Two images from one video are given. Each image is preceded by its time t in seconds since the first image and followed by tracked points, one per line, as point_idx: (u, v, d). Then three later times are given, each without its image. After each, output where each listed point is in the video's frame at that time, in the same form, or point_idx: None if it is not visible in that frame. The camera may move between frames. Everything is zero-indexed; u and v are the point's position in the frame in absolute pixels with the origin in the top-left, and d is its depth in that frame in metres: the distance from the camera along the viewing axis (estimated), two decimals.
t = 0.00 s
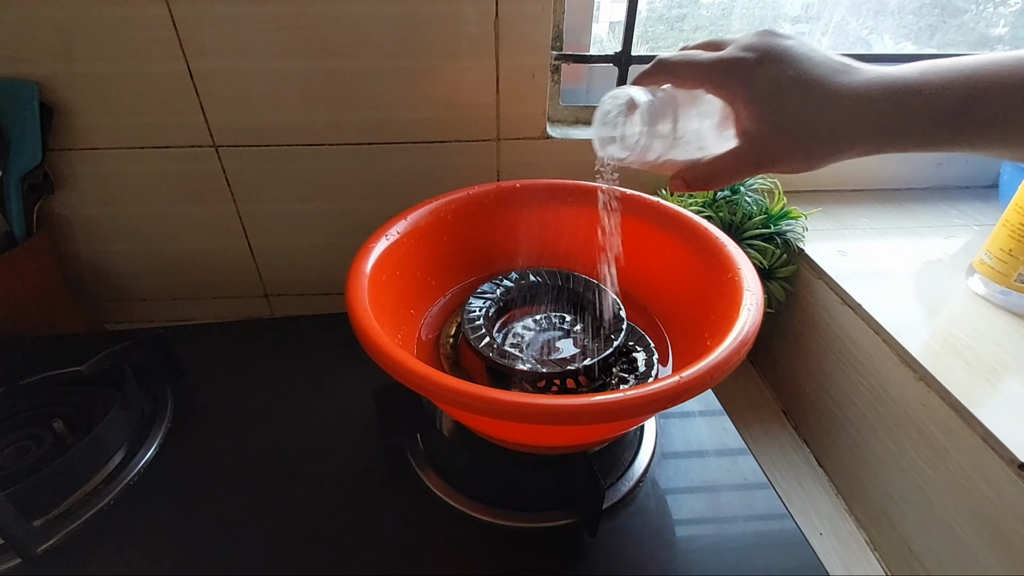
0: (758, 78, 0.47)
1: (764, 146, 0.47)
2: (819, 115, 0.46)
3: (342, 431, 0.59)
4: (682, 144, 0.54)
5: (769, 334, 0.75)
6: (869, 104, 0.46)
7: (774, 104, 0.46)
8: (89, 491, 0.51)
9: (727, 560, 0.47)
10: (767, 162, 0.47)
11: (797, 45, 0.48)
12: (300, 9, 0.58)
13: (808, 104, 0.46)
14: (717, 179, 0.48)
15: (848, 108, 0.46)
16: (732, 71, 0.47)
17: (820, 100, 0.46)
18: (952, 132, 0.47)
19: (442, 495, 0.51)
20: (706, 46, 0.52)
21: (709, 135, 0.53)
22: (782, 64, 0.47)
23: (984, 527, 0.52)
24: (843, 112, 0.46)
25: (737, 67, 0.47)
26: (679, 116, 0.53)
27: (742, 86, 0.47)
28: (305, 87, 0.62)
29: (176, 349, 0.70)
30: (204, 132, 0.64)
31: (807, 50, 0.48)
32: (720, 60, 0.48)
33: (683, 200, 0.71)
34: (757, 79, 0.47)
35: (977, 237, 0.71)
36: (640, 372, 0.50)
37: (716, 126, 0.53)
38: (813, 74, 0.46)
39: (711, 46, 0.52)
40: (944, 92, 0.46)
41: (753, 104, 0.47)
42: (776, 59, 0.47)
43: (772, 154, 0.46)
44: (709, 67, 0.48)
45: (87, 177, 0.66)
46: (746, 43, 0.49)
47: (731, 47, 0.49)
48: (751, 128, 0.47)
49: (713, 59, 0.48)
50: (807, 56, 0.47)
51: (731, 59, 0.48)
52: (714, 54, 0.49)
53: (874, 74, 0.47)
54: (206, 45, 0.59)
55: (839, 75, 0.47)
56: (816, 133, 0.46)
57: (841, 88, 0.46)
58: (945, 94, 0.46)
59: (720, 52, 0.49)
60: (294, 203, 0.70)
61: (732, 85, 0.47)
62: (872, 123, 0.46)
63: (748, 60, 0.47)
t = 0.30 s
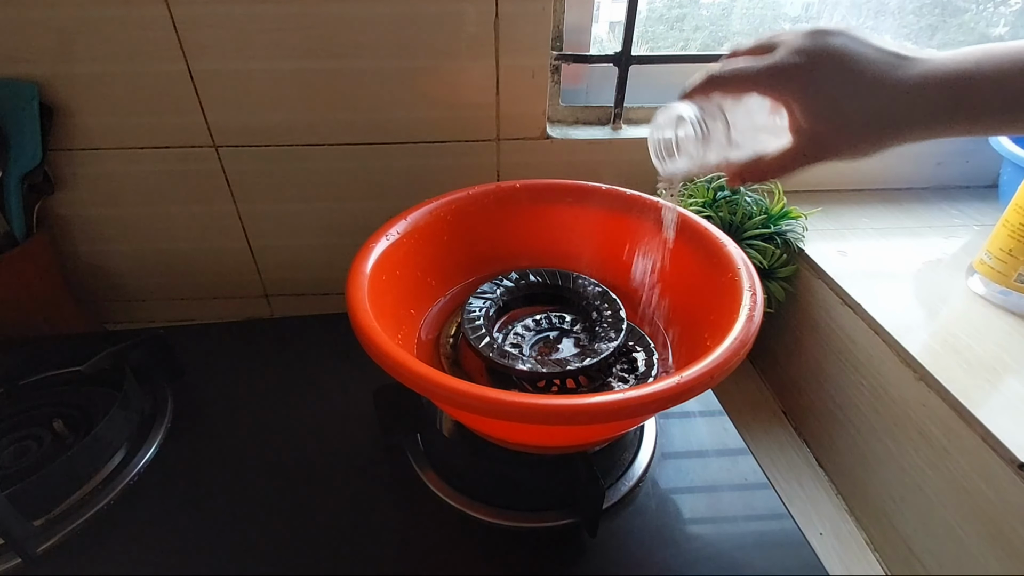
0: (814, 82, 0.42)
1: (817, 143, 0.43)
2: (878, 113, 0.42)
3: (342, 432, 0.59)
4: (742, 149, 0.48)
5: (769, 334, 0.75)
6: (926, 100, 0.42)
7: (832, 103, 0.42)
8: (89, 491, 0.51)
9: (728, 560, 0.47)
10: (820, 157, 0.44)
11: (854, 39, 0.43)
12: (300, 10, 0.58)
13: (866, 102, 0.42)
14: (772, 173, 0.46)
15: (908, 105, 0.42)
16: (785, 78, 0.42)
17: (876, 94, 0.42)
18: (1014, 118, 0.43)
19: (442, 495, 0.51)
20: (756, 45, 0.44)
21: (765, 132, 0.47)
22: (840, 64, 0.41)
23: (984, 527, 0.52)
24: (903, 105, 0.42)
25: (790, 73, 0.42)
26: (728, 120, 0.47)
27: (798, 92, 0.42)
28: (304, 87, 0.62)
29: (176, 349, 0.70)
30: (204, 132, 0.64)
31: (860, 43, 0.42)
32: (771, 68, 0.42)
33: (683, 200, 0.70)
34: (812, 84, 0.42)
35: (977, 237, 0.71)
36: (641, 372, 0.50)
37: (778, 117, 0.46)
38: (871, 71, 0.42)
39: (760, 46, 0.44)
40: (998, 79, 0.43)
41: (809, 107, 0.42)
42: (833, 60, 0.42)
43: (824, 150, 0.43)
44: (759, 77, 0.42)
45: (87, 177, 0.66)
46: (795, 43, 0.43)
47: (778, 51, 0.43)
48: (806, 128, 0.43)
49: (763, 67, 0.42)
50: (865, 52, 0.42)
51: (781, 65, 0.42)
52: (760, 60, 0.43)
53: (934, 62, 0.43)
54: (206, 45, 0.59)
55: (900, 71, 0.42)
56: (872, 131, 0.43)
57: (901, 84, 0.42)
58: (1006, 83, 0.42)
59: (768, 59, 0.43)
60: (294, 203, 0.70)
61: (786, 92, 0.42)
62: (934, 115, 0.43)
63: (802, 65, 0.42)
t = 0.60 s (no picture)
0: (723, 82, 0.45)
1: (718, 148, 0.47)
2: (789, 115, 0.44)
3: (342, 432, 0.59)
4: (650, 148, 0.56)
5: (769, 334, 0.75)
6: (840, 104, 0.44)
7: (739, 104, 0.45)
8: (89, 491, 0.51)
9: (727, 560, 0.47)
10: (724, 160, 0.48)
11: (760, 41, 0.45)
12: (300, 10, 0.58)
13: (772, 102, 0.44)
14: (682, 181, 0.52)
15: (820, 109, 0.44)
16: (695, 76, 0.45)
17: (786, 97, 0.44)
18: (937, 127, 0.44)
19: (442, 495, 0.51)
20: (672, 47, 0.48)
21: (672, 139, 0.55)
22: (748, 66, 0.44)
23: (984, 527, 0.52)
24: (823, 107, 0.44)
25: (699, 72, 0.45)
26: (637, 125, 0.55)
27: (706, 91, 0.46)
28: (305, 87, 0.62)
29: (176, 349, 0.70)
30: (204, 132, 0.64)
31: (769, 46, 0.45)
32: (682, 66, 0.46)
33: (683, 201, 0.70)
34: (716, 81, 0.45)
35: (977, 237, 0.71)
36: (641, 372, 0.50)
37: (682, 125, 0.54)
38: (778, 73, 0.44)
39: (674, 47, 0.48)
40: (920, 85, 0.43)
41: (717, 109, 0.46)
42: (740, 61, 0.45)
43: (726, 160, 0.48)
44: (670, 75, 0.46)
45: (87, 177, 0.66)
46: (705, 45, 0.46)
47: (690, 50, 0.46)
48: (715, 133, 0.47)
49: (674, 67, 0.46)
50: (771, 55, 0.45)
51: (692, 64, 0.45)
52: (673, 58, 0.47)
53: (843, 67, 0.45)
54: (207, 45, 0.59)
55: (807, 73, 0.44)
56: (783, 135, 0.45)
57: (810, 86, 0.44)
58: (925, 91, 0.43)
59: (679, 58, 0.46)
60: (294, 203, 0.70)
61: (695, 92, 0.46)
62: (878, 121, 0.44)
63: (709, 64, 0.45)
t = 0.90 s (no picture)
0: (670, 77, 0.42)
1: (671, 149, 0.45)
2: (729, 117, 0.41)
3: (342, 431, 0.59)
4: (602, 139, 0.55)
5: (769, 334, 0.75)
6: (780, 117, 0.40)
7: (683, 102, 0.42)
8: (89, 491, 0.51)
9: (728, 560, 0.47)
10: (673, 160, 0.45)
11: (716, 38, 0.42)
12: (300, 10, 0.58)
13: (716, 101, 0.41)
14: (635, 183, 0.50)
15: (768, 114, 0.40)
16: (644, 70, 0.42)
17: (738, 94, 0.41)
18: (899, 139, 0.39)
19: (442, 495, 0.51)
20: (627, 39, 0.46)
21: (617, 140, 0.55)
22: (696, 63, 0.41)
23: (984, 527, 0.52)
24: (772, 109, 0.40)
25: (649, 66, 0.42)
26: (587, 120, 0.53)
27: (651, 85, 0.42)
28: (305, 87, 0.62)
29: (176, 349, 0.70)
30: (204, 132, 0.64)
31: (724, 42, 0.42)
32: (631, 59, 0.43)
33: (683, 200, 0.70)
34: (669, 76, 0.42)
35: (977, 237, 0.71)
36: (640, 372, 0.50)
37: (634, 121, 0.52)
38: (724, 74, 0.41)
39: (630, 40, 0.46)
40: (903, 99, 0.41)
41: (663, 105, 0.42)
42: (691, 58, 0.41)
43: (679, 159, 0.45)
44: (620, 69, 0.43)
45: (87, 177, 0.66)
46: (659, 37, 0.43)
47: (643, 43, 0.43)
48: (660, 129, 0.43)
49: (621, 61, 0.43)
50: (726, 53, 0.41)
51: (641, 57, 0.42)
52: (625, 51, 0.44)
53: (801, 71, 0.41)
54: (207, 45, 0.59)
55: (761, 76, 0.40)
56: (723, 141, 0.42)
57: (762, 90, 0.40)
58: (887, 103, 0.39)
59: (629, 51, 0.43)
60: (294, 203, 0.70)
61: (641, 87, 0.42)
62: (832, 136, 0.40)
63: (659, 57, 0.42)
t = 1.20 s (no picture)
0: (801, 90, 0.41)
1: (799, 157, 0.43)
2: (851, 123, 0.42)
3: (342, 431, 0.59)
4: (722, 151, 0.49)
5: (768, 334, 0.75)
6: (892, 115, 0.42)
7: (813, 113, 0.41)
8: (89, 491, 0.51)
9: (728, 560, 0.47)
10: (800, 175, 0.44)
11: (839, 47, 0.43)
12: (300, 10, 0.58)
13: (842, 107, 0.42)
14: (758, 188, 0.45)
15: (887, 116, 0.42)
16: (773, 83, 0.41)
17: (862, 101, 0.42)
18: (961, 133, 0.43)
19: (442, 495, 0.51)
20: (740, 49, 0.44)
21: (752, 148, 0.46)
22: (824, 74, 0.41)
23: (984, 527, 0.52)
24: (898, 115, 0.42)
25: (777, 78, 0.41)
26: (712, 119, 0.48)
27: (780, 99, 0.41)
28: (305, 87, 0.62)
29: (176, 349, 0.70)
30: (204, 132, 0.64)
31: (847, 50, 0.43)
32: (758, 72, 0.41)
33: (683, 200, 0.71)
34: (802, 90, 0.41)
35: (977, 237, 0.71)
36: (640, 372, 0.50)
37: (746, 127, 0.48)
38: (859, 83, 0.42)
39: (746, 50, 0.44)
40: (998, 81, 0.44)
41: (791, 117, 0.42)
42: (819, 68, 0.41)
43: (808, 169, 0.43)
44: (749, 83, 0.41)
45: (87, 177, 0.66)
46: (782, 51, 0.42)
47: (766, 56, 0.42)
48: (790, 139, 0.42)
49: (747, 75, 0.41)
50: (849, 61, 0.42)
51: (770, 71, 0.41)
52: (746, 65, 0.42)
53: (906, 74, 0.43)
54: (207, 45, 0.59)
55: (881, 78, 0.42)
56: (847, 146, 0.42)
57: (884, 96, 0.42)
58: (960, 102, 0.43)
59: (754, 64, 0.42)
60: (294, 203, 0.70)
61: (770, 100, 0.41)
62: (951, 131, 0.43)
63: (788, 71, 0.41)
